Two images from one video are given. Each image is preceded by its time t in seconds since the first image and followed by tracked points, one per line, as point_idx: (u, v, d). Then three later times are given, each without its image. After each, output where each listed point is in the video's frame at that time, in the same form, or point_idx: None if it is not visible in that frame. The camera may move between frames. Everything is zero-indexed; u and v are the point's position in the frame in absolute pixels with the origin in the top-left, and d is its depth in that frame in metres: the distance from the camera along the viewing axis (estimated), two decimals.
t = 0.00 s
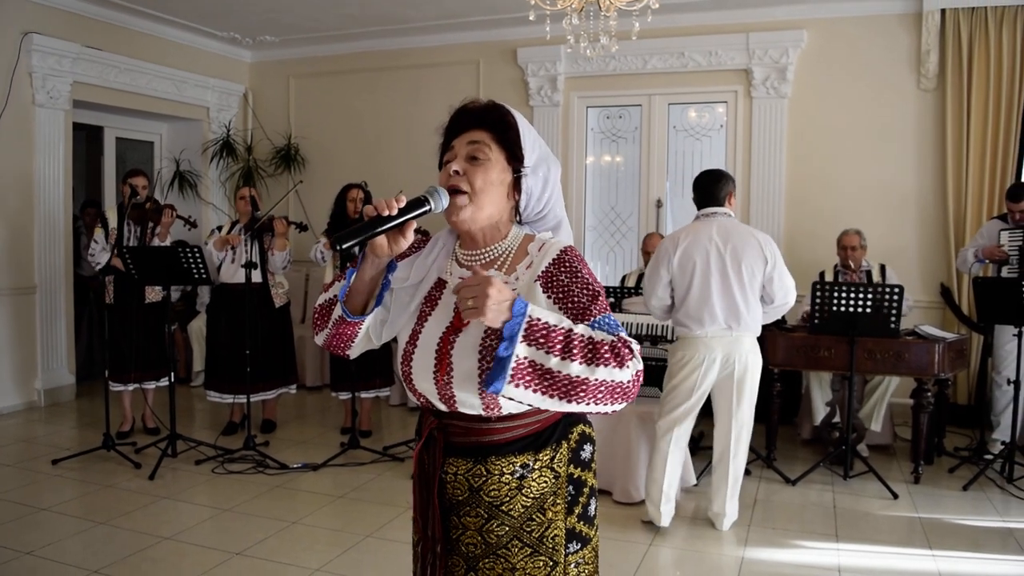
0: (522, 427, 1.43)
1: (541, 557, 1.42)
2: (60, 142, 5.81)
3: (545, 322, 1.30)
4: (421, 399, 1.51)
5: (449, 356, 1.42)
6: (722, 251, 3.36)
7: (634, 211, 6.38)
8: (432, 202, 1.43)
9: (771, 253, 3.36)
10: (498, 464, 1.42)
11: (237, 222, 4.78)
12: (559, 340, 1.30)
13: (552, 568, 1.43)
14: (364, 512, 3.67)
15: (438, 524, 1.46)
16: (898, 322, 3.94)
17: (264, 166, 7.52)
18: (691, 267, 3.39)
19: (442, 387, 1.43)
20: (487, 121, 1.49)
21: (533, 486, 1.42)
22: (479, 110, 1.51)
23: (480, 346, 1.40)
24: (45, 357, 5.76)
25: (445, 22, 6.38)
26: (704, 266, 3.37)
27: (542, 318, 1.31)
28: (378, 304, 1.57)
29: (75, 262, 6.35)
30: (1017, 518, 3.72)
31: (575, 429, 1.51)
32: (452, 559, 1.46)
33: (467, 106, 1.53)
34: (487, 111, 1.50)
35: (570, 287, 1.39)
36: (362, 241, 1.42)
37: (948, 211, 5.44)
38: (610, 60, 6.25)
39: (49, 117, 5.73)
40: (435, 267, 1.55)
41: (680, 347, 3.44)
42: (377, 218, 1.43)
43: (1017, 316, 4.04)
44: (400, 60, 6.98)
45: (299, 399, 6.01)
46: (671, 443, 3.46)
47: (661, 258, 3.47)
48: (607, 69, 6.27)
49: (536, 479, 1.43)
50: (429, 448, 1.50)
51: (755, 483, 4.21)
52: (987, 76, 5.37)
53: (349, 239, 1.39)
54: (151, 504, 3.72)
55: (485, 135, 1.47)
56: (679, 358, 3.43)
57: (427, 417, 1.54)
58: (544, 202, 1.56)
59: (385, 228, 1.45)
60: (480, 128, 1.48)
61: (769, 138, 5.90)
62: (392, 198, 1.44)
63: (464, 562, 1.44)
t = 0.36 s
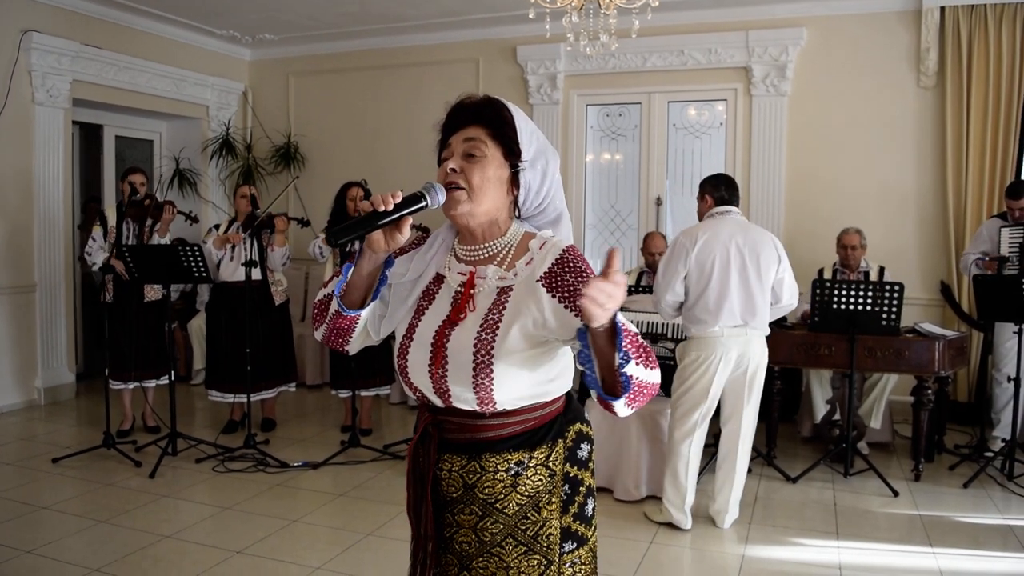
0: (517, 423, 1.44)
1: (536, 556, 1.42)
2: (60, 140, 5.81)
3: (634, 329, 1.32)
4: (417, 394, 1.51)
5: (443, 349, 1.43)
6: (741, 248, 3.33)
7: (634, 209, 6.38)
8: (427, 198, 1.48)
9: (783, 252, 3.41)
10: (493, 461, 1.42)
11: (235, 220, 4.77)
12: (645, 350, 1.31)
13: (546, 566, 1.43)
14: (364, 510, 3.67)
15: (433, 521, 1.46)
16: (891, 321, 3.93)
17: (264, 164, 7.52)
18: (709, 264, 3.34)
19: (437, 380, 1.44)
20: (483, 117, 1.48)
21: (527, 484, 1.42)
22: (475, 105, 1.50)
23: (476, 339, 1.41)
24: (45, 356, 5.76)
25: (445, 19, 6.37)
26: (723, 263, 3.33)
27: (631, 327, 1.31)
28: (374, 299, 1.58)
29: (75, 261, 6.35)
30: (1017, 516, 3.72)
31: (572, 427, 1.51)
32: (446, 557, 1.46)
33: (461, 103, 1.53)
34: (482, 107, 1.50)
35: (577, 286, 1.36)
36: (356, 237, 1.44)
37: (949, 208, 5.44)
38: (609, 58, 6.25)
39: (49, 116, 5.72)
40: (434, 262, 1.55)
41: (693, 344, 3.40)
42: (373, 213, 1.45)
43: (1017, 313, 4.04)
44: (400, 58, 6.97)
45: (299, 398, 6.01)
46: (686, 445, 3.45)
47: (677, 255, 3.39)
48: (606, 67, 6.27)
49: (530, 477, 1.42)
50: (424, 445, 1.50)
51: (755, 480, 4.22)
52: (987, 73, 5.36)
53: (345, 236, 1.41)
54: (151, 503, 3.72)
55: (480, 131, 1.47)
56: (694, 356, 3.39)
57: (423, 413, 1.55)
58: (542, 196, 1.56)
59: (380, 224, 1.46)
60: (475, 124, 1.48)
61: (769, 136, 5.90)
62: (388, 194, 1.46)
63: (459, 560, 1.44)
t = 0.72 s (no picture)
0: (515, 420, 1.44)
1: (531, 554, 1.42)
2: (60, 137, 5.81)
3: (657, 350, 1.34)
4: (415, 389, 1.50)
5: (444, 342, 1.43)
6: (742, 248, 3.34)
7: (634, 208, 6.38)
8: (428, 198, 1.48)
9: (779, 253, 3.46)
10: (490, 458, 1.42)
11: (235, 218, 4.78)
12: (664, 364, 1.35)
13: (541, 566, 1.43)
14: (364, 508, 3.67)
15: (428, 518, 1.46)
16: (897, 318, 3.97)
17: (264, 162, 7.52)
18: (712, 263, 3.32)
19: (436, 374, 1.44)
20: (482, 115, 1.47)
21: (524, 481, 1.42)
22: (472, 102, 1.50)
23: (477, 333, 1.41)
24: (45, 354, 5.76)
25: (445, 17, 6.37)
26: (726, 263, 3.32)
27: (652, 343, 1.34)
28: (377, 299, 1.55)
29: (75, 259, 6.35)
30: (1017, 514, 3.72)
31: (569, 426, 1.51)
32: (440, 556, 1.46)
33: (458, 101, 1.52)
34: (480, 104, 1.49)
35: (582, 291, 1.38)
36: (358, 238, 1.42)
37: (949, 207, 5.44)
38: (610, 57, 6.25)
39: (49, 113, 5.72)
40: (435, 260, 1.56)
41: (691, 343, 3.37)
42: (375, 214, 1.43)
43: (1018, 312, 4.04)
44: (400, 56, 6.96)
45: (299, 396, 6.01)
46: (692, 445, 3.36)
47: (679, 253, 3.35)
48: (607, 66, 6.27)
49: (527, 475, 1.42)
50: (421, 441, 1.49)
51: (756, 479, 4.22)
52: (988, 73, 5.36)
53: (348, 236, 1.40)
54: (151, 502, 3.71)
55: (480, 130, 1.46)
56: (693, 356, 3.36)
57: (420, 410, 1.54)
58: (542, 190, 1.57)
59: (381, 224, 1.44)
60: (474, 123, 1.47)
61: (769, 135, 5.90)
62: (391, 193, 1.43)
63: (454, 558, 1.44)
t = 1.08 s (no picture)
0: (514, 419, 1.44)
1: (530, 553, 1.42)
2: (59, 137, 5.81)
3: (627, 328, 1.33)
4: (415, 389, 1.50)
5: (443, 341, 1.43)
6: (730, 252, 3.33)
7: (633, 207, 6.38)
8: (429, 197, 1.52)
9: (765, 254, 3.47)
10: (490, 456, 1.42)
11: (236, 217, 4.78)
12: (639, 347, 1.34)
13: (540, 564, 1.43)
14: (364, 507, 3.67)
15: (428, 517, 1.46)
16: (897, 317, 3.97)
17: (263, 161, 7.51)
18: (701, 266, 3.30)
19: (436, 374, 1.44)
20: (487, 116, 1.48)
21: (524, 480, 1.42)
22: (479, 102, 1.50)
23: (476, 332, 1.41)
24: (45, 353, 5.76)
25: (445, 16, 6.36)
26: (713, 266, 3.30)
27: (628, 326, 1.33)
28: (376, 298, 1.56)
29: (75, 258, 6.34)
30: (1017, 513, 3.72)
31: (569, 425, 1.51)
32: (440, 555, 1.46)
33: (465, 100, 1.52)
34: (486, 105, 1.49)
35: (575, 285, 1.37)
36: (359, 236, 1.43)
37: (948, 206, 5.44)
38: (609, 56, 6.25)
39: (48, 113, 5.71)
40: (433, 259, 1.55)
41: (677, 345, 3.36)
42: (378, 212, 1.44)
43: (1017, 310, 4.04)
44: (399, 55, 6.96)
45: (299, 395, 6.01)
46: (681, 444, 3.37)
47: (669, 256, 3.31)
48: (606, 65, 6.27)
49: (527, 473, 1.42)
50: (421, 439, 1.50)
51: (755, 478, 4.22)
52: (987, 71, 5.36)
53: (348, 235, 1.42)
54: (151, 501, 3.71)
55: (485, 130, 1.47)
56: (678, 357, 3.35)
57: (420, 409, 1.54)
58: (544, 194, 1.58)
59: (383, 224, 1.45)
60: (479, 123, 1.48)
61: (768, 133, 5.90)
62: (391, 192, 1.44)
63: (453, 557, 1.44)
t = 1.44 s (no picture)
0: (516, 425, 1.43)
1: (536, 552, 1.43)
2: (60, 138, 5.81)
3: (572, 375, 1.31)
4: (416, 398, 1.51)
5: (441, 356, 1.44)
6: (727, 252, 3.37)
7: (633, 206, 6.38)
8: (421, 213, 1.53)
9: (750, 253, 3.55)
10: (493, 460, 1.42)
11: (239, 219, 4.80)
12: (581, 388, 1.33)
13: (546, 563, 1.44)
14: (365, 508, 3.67)
15: (434, 520, 1.46)
16: (893, 315, 3.97)
17: (263, 162, 7.52)
18: (704, 267, 3.30)
19: (436, 388, 1.45)
20: (472, 122, 1.47)
21: (527, 482, 1.42)
22: (463, 107, 1.49)
23: (474, 345, 1.41)
24: (45, 355, 5.76)
25: (444, 16, 6.37)
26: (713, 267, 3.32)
27: (570, 370, 1.31)
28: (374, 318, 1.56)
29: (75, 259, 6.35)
30: (1018, 511, 3.73)
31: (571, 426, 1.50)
32: (446, 556, 1.46)
33: (450, 104, 1.51)
34: (471, 109, 1.48)
35: (566, 294, 1.38)
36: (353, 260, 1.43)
37: (948, 204, 5.44)
38: (608, 55, 6.25)
39: (48, 114, 5.72)
40: (430, 268, 1.56)
41: (678, 347, 3.33)
42: (367, 237, 1.43)
43: (1018, 308, 4.04)
44: (399, 55, 6.96)
45: (299, 396, 6.01)
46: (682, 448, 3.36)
47: (675, 257, 3.26)
48: (605, 64, 6.27)
49: (530, 476, 1.42)
50: (424, 445, 1.49)
51: (756, 477, 4.22)
52: (986, 70, 5.37)
53: (340, 261, 1.42)
54: (152, 502, 3.71)
55: (471, 138, 1.46)
56: (679, 359, 3.33)
57: (421, 414, 1.54)
58: (537, 193, 1.57)
59: (375, 246, 1.44)
60: (465, 131, 1.47)
61: (768, 132, 5.90)
62: (381, 214, 1.43)
63: (460, 558, 1.44)
